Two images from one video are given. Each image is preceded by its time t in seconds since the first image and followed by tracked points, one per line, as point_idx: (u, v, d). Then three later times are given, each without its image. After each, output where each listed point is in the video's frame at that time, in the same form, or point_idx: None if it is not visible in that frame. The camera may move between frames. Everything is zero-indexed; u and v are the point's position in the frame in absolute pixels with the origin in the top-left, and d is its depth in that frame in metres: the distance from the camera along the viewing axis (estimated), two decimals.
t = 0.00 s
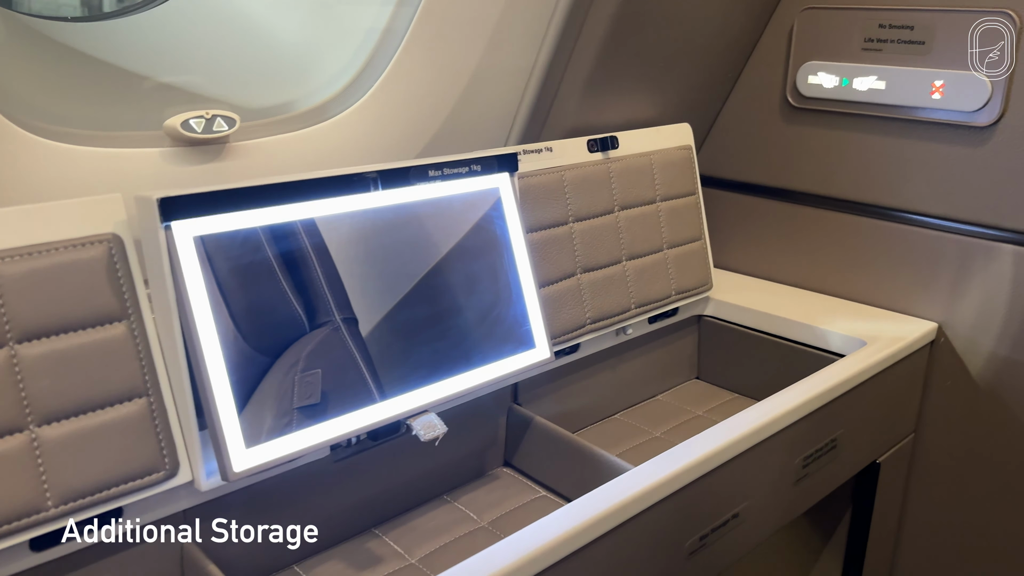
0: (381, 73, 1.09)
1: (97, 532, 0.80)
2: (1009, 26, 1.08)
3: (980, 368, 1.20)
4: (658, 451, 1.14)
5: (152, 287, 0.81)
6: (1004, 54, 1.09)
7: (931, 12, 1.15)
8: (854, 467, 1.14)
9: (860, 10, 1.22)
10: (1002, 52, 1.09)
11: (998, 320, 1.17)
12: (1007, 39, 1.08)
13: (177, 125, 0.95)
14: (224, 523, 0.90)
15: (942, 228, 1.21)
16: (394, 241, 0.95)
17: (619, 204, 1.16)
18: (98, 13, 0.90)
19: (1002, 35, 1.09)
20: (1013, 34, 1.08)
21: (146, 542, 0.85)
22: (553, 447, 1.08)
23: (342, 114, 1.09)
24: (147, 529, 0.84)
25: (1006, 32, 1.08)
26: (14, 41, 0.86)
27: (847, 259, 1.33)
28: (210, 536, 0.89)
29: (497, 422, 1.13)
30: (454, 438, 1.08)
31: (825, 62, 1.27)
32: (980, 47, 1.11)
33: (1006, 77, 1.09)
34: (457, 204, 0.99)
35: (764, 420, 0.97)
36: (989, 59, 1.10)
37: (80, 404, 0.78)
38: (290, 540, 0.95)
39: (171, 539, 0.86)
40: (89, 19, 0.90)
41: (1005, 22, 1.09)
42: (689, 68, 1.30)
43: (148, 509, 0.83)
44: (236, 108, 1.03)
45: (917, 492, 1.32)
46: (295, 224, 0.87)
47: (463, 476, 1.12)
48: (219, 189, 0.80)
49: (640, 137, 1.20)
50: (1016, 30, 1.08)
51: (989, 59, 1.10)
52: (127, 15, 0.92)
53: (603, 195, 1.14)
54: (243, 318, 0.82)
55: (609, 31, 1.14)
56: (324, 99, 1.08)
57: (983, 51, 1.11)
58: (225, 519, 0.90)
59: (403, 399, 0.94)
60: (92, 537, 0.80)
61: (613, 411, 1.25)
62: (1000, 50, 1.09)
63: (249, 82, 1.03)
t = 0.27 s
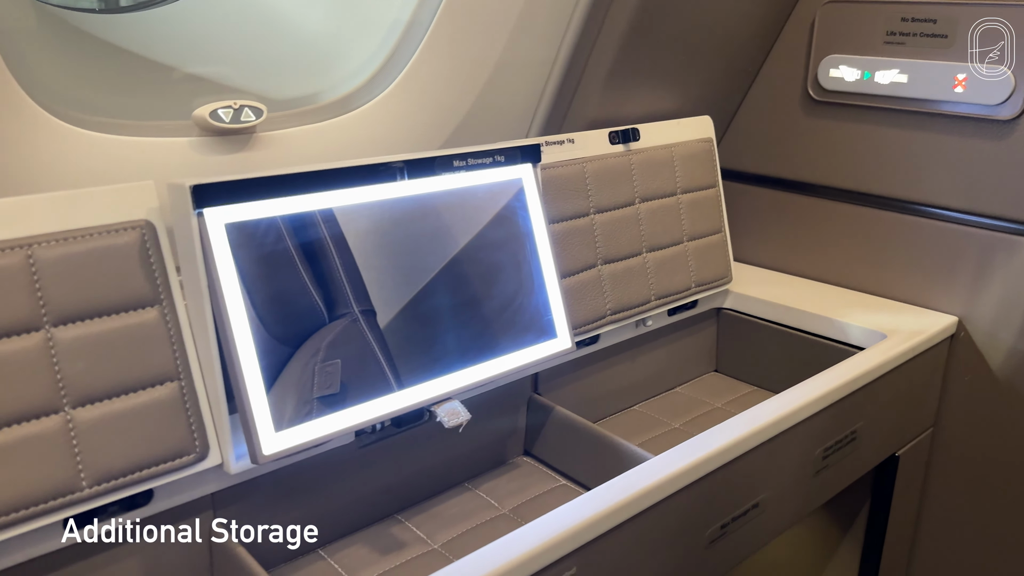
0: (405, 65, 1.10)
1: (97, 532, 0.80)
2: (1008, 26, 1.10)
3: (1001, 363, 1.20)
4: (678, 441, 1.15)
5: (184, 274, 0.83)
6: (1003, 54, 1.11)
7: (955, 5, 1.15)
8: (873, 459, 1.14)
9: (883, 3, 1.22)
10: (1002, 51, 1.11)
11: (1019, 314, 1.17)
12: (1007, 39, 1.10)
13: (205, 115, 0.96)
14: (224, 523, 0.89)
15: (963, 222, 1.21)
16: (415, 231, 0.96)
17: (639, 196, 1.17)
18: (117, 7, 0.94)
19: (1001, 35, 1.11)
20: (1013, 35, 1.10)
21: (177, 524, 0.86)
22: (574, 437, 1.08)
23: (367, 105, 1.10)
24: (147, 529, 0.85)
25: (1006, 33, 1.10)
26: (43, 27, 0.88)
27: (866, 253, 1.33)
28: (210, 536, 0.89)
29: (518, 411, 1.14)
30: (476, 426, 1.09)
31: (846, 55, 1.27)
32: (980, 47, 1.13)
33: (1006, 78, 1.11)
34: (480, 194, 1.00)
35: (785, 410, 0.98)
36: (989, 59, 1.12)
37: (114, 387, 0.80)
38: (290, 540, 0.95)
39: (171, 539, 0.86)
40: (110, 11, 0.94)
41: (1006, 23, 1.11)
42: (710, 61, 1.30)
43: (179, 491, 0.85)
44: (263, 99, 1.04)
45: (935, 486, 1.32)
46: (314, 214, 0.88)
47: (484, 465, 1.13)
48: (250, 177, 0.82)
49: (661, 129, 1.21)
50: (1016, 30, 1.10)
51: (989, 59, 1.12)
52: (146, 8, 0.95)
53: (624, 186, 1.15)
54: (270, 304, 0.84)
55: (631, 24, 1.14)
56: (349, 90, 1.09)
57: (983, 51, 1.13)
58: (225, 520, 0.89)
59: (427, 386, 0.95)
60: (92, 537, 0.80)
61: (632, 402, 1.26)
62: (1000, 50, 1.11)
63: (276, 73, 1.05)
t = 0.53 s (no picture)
0: (427, 59, 1.11)
1: (96, 532, 0.81)
2: (1008, 26, 1.12)
3: (1019, 359, 1.20)
4: (696, 433, 1.15)
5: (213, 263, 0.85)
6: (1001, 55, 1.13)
7: None
8: (890, 453, 1.14)
9: None
10: (1002, 51, 1.13)
11: None
12: (1007, 39, 1.12)
13: (231, 108, 0.98)
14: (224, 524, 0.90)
15: (983, 217, 1.21)
16: (436, 223, 0.97)
17: (658, 190, 1.17)
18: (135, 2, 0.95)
19: (1001, 35, 1.13)
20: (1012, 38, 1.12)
21: (204, 509, 0.88)
22: (592, 428, 1.09)
23: (386, 98, 1.11)
24: (147, 530, 0.85)
25: (1006, 32, 1.12)
26: (72, 19, 0.90)
27: (884, 247, 1.34)
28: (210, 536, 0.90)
29: (537, 402, 1.15)
30: (496, 417, 1.11)
31: (866, 50, 1.28)
32: (980, 47, 1.15)
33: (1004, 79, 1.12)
34: (500, 186, 1.01)
35: (804, 403, 0.98)
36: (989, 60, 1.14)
37: (143, 374, 0.81)
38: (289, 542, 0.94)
39: (170, 539, 0.87)
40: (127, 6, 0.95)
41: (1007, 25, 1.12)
42: (730, 55, 1.31)
43: (206, 477, 0.86)
44: (287, 92, 1.05)
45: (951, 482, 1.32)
46: (331, 207, 0.88)
47: (503, 455, 1.14)
48: (278, 168, 0.83)
49: (681, 123, 1.21)
50: (1015, 30, 1.11)
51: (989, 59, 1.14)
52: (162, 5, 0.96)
53: (643, 180, 1.15)
54: (296, 294, 0.85)
55: (652, 18, 1.14)
56: (371, 84, 1.10)
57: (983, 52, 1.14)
58: (224, 520, 0.90)
59: (448, 376, 0.96)
60: (92, 538, 0.82)
61: (648, 395, 1.27)
62: (1000, 50, 1.13)
63: (299, 67, 1.07)
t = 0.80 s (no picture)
0: (447, 50, 1.12)
1: (96, 532, 0.82)
2: (1008, 26, 1.14)
3: None
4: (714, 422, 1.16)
5: (242, 249, 0.86)
6: (1002, 54, 1.14)
7: None
8: (908, 443, 1.15)
9: None
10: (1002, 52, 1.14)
11: None
12: (1007, 39, 1.14)
13: (256, 97, 0.99)
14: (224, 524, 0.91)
15: (1003, 209, 1.21)
16: (456, 212, 0.98)
17: (677, 180, 1.18)
18: None
19: (1001, 35, 1.14)
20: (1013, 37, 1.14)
21: (231, 491, 0.90)
22: (611, 416, 1.10)
23: (408, 89, 1.12)
24: (147, 529, 0.85)
25: (1006, 32, 1.14)
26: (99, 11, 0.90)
27: (903, 239, 1.34)
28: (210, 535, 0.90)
29: (556, 391, 1.16)
30: (516, 404, 1.12)
31: (885, 41, 1.28)
32: (981, 47, 1.16)
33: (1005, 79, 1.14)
34: (522, 175, 1.02)
35: (823, 391, 0.99)
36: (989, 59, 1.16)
37: (174, 357, 0.83)
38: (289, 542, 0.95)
39: (170, 539, 0.87)
40: None
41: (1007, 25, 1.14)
42: (749, 46, 1.31)
43: (233, 459, 0.88)
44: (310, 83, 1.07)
45: (968, 473, 1.32)
46: (348, 196, 0.89)
47: (522, 443, 1.15)
48: (306, 156, 0.84)
49: (700, 114, 1.22)
50: (1015, 30, 1.13)
51: (989, 59, 1.16)
52: None
53: (662, 171, 1.16)
54: (321, 280, 0.86)
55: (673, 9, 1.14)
56: (392, 75, 1.11)
57: (984, 51, 1.16)
58: (225, 519, 0.91)
59: (471, 362, 0.97)
60: (92, 537, 0.82)
61: (666, 385, 1.27)
62: (1000, 51, 1.14)
63: (322, 58, 1.07)
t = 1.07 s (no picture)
0: (468, 42, 1.13)
1: (97, 532, 0.82)
2: (1008, 26, 1.15)
3: None
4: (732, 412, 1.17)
5: (269, 237, 0.87)
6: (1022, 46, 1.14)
7: None
8: (926, 435, 1.15)
9: None
10: (1001, 53, 1.16)
11: None
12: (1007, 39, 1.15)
13: (280, 89, 1.00)
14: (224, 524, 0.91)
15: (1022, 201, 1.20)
16: (477, 202, 0.98)
17: (696, 172, 1.18)
18: None
19: (1001, 35, 1.16)
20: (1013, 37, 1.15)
21: (257, 476, 0.91)
22: (630, 407, 1.11)
23: (429, 81, 1.13)
24: (146, 529, 0.85)
25: (1005, 33, 1.16)
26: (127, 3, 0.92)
27: (921, 231, 1.34)
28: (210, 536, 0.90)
29: (574, 381, 1.17)
30: (536, 394, 1.13)
31: (905, 33, 1.27)
32: (981, 48, 1.18)
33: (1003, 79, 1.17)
34: (543, 166, 1.03)
35: (842, 382, 0.99)
36: (989, 59, 1.17)
37: (203, 343, 0.84)
38: (290, 540, 0.95)
39: (170, 539, 0.87)
40: None
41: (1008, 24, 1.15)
42: (768, 38, 1.31)
43: (259, 444, 0.89)
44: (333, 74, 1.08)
45: (985, 466, 1.32)
46: (364, 186, 0.89)
47: (541, 432, 1.16)
48: (332, 145, 0.85)
49: (719, 106, 1.22)
50: (1014, 30, 1.15)
51: (989, 60, 1.18)
52: None
53: (681, 162, 1.16)
54: (345, 269, 0.87)
55: None
56: (413, 67, 1.12)
57: (983, 51, 1.18)
58: (225, 520, 0.90)
59: (492, 351, 0.98)
60: (92, 537, 0.82)
61: (684, 376, 1.28)
62: (999, 52, 1.16)
63: (345, 50, 1.08)
